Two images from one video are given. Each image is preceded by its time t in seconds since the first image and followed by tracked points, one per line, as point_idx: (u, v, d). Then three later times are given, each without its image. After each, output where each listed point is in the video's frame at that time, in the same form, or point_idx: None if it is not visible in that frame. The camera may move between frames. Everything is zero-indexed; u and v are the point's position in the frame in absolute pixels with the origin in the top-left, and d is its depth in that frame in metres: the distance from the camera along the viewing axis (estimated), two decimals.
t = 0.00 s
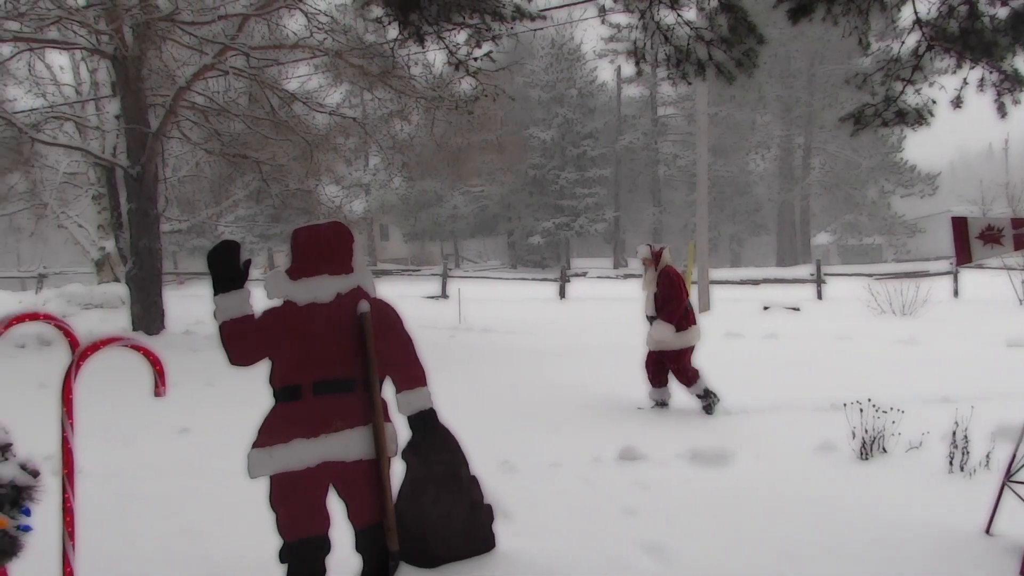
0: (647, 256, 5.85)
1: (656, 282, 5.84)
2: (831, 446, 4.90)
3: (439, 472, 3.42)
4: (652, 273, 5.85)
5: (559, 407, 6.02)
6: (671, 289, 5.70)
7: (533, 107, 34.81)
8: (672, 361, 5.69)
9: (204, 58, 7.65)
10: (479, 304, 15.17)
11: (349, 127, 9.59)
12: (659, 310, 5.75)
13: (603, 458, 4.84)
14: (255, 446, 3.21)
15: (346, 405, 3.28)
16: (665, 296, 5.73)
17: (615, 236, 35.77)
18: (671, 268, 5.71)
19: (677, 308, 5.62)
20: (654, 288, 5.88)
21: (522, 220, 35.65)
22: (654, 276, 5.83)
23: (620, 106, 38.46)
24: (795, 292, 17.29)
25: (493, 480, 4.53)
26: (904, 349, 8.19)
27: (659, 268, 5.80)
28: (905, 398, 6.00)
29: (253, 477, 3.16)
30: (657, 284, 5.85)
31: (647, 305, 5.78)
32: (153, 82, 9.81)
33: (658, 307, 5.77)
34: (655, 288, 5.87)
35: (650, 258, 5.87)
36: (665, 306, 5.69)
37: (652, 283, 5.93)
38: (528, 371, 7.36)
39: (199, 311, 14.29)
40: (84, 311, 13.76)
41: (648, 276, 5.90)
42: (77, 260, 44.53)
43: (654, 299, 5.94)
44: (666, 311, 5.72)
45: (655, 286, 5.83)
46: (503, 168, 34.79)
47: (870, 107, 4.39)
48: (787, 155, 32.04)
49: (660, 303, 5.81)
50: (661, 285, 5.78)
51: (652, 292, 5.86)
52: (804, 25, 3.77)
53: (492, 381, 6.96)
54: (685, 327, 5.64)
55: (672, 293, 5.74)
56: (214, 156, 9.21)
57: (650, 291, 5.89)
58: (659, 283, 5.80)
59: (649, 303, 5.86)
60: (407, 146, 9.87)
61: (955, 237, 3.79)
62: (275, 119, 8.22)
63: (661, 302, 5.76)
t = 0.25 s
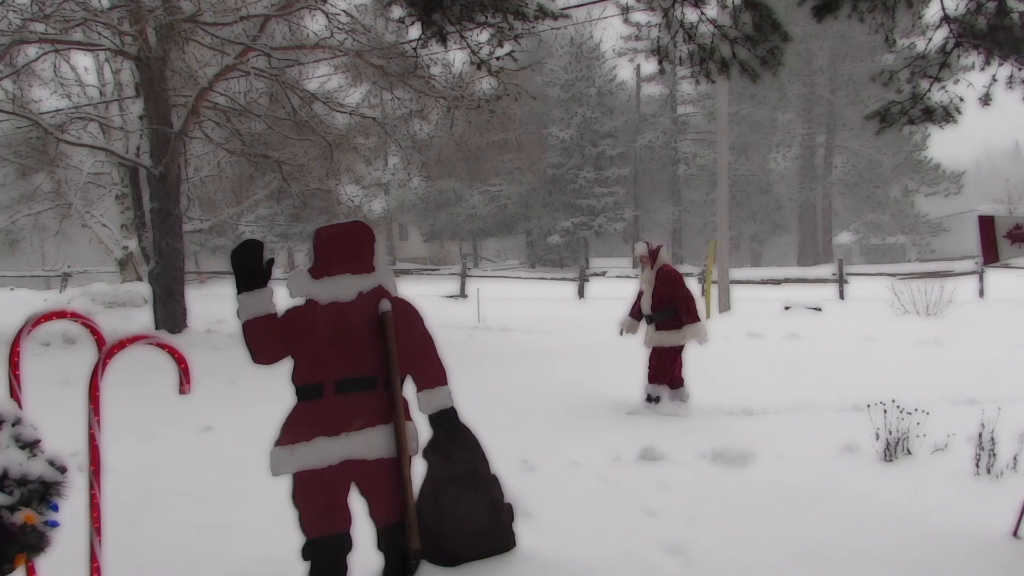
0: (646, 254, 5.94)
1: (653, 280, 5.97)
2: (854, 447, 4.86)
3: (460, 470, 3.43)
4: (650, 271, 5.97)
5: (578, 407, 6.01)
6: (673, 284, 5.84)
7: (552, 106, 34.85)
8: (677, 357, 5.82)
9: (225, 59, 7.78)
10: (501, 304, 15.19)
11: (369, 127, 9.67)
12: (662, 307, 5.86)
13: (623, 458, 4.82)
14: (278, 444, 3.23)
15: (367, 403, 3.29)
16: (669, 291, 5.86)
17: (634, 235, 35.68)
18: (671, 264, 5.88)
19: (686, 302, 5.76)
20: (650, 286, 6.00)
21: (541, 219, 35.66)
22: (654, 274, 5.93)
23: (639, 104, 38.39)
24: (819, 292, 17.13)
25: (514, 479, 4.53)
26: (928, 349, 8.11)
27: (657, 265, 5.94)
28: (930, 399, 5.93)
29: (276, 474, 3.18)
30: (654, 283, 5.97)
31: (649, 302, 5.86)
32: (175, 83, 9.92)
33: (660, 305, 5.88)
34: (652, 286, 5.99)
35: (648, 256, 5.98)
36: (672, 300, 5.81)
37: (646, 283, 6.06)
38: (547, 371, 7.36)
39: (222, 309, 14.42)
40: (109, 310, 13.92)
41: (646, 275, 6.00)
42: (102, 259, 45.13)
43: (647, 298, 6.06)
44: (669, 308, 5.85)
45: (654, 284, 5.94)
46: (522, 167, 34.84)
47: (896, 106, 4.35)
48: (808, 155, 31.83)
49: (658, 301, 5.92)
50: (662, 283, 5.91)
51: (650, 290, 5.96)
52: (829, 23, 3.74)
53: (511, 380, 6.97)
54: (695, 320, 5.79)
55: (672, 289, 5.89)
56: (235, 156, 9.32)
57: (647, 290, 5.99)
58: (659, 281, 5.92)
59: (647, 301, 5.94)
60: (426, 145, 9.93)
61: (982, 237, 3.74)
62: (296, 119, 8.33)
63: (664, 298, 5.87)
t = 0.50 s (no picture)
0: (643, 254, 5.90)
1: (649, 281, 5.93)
2: (878, 448, 4.81)
3: (481, 469, 3.44)
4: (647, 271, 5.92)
5: (598, 407, 6.00)
6: (669, 286, 5.79)
7: (571, 105, 34.83)
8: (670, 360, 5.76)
9: (249, 59, 7.93)
10: (522, 303, 15.18)
11: (389, 127, 9.76)
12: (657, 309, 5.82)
13: (644, 458, 4.81)
14: (300, 441, 3.26)
15: (389, 401, 3.32)
16: (665, 293, 5.81)
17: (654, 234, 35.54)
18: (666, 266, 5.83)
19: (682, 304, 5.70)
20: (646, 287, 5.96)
21: (560, 218, 35.62)
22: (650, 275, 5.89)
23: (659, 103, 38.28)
24: (843, 292, 16.95)
25: (535, 478, 4.54)
26: (952, 350, 8.01)
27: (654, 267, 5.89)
28: (955, 400, 5.86)
29: (298, 471, 3.20)
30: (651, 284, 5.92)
31: (644, 304, 5.82)
32: (198, 83, 10.02)
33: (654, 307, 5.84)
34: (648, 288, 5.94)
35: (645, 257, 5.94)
36: (668, 303, 5.76)
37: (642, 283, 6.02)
38: (566, 370, 7.36)
39: (245, 307, 14.53)
40: (133, 308, 14.07)
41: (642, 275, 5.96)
42: (126, 257, 45.65)
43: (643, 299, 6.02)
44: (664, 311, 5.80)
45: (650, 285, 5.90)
46: (541, 166, 34.84)
47: (923, 104, 4.31)
48: (830, 153, 31.57)
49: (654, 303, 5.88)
50: (658, 284, 5.86)
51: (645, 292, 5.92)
52: (856, 20, 3.71)
53: (531, 379, 6.98)
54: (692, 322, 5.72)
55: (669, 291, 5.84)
56: (257, 156, 9.44)
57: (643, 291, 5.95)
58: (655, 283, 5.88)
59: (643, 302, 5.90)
60: (446, 145, 9.99)
61: (1009, 236, 3.70)
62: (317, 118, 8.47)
63: (661, 300, 5.82)
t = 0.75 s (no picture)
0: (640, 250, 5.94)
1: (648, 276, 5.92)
2: (901, 451, 4.76)
3: (501, 468, 3.44)
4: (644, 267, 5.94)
5: (618, 406, 6.00)
6: (660, 282, 5.76)
7: (590, 105, 34.82)
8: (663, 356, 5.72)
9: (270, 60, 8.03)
10: (541, 302, 15.17)
11: (409, 127, 9.81)
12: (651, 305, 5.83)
13: (664, 459, 4.79)
14: (322, 438, 3.28)
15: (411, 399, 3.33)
16: (655, 290, 5.79)
17: (673, 234, 35.40)
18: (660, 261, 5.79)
19: (667, 301, 5.65)
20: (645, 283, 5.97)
21: (579, 218, 35.57)
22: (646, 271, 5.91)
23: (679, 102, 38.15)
24: (866, 292, 16.79)
25: (554, 478, 4.54)
26: (977, 351, 7.92)
27: (652, 261, 5.87)
28: (979, 403, 5.79)
29: (321, 468, 3.22)
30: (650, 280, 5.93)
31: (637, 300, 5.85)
32: (220, 84, 10.11)
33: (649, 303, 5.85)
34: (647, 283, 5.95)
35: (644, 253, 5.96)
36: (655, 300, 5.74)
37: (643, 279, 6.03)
38: (585, 370, 7.35)
39: (266, 306, 14.65)
40: (156, 307, 14.22)
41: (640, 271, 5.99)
42: (149, 256, 46.09)
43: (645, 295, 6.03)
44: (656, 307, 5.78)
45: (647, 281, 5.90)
46: (560, 165, 34.83)
47: (952, 101, 4.26)
48: (851, 152, 31.34)
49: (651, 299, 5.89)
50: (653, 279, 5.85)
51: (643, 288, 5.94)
52: (884, 16, 3.67)
53: (550, 379, 6.98)
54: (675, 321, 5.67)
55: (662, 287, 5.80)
56: (278, 156, 9.54)
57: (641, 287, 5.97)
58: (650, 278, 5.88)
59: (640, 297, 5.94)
60: (464, 145, 10.04)
61: None
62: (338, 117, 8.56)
63: (653, 296, 5.82)
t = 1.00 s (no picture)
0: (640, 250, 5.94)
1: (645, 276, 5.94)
2: (929, 453, 4.71)
3: (525, 466, 3.45)
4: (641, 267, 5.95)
5: (636, 405, 6.00)
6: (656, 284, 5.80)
7: (613, 103, 34.82)
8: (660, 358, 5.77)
9: (296, 59, 8.18)
10: (565, 301, 15.16)
11: (432, 126, 9.91)
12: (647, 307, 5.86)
13: (687, 459, 4.77)
14: (347, 435, 3.30)
15: (436, 397, 3.33)
16: (650, 291, 5.83)
17: (696, 233, 35.27)
18: (657, 263, 5.81)
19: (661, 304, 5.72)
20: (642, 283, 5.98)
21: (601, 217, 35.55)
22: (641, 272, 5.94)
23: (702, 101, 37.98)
24: (895, 292, 16.60)
25: (578, 476, 4.54)
26: (1007, 352, 7.82)
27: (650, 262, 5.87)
28: (1009, 405, 5.72)
29: (345, 465, 3.25)
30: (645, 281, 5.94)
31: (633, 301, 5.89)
32: (245, 84, 10.21)
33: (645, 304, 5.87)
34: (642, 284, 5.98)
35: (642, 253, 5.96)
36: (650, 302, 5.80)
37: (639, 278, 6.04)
38: (608, 369, 7.36)
39: (291, 304, 14.78)
40: (182, 304, 14.39)
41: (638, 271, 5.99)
42: (174, 254, 46.58)
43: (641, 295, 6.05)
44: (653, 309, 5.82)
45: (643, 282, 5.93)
46: (582, 164, 34.79)
47: (985, 97, 4.21)
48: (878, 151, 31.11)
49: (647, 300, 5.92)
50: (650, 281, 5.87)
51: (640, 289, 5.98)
52: (918, 10, 3.64)
53: (572, 377, 7.00)
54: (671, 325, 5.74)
55: (658, 288, 5.84)
56: (302, 155, 9.67)
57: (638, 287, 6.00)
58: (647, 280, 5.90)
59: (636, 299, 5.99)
60: (486, 144, 10.13)
61: None
62: (363, 116, 8.76)
63: (649, 298, 5.81)
